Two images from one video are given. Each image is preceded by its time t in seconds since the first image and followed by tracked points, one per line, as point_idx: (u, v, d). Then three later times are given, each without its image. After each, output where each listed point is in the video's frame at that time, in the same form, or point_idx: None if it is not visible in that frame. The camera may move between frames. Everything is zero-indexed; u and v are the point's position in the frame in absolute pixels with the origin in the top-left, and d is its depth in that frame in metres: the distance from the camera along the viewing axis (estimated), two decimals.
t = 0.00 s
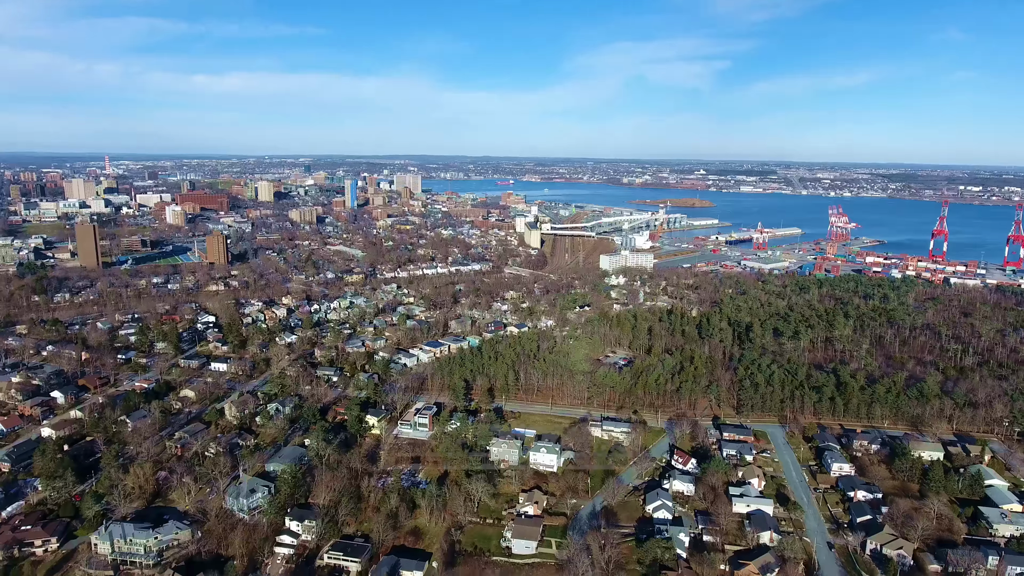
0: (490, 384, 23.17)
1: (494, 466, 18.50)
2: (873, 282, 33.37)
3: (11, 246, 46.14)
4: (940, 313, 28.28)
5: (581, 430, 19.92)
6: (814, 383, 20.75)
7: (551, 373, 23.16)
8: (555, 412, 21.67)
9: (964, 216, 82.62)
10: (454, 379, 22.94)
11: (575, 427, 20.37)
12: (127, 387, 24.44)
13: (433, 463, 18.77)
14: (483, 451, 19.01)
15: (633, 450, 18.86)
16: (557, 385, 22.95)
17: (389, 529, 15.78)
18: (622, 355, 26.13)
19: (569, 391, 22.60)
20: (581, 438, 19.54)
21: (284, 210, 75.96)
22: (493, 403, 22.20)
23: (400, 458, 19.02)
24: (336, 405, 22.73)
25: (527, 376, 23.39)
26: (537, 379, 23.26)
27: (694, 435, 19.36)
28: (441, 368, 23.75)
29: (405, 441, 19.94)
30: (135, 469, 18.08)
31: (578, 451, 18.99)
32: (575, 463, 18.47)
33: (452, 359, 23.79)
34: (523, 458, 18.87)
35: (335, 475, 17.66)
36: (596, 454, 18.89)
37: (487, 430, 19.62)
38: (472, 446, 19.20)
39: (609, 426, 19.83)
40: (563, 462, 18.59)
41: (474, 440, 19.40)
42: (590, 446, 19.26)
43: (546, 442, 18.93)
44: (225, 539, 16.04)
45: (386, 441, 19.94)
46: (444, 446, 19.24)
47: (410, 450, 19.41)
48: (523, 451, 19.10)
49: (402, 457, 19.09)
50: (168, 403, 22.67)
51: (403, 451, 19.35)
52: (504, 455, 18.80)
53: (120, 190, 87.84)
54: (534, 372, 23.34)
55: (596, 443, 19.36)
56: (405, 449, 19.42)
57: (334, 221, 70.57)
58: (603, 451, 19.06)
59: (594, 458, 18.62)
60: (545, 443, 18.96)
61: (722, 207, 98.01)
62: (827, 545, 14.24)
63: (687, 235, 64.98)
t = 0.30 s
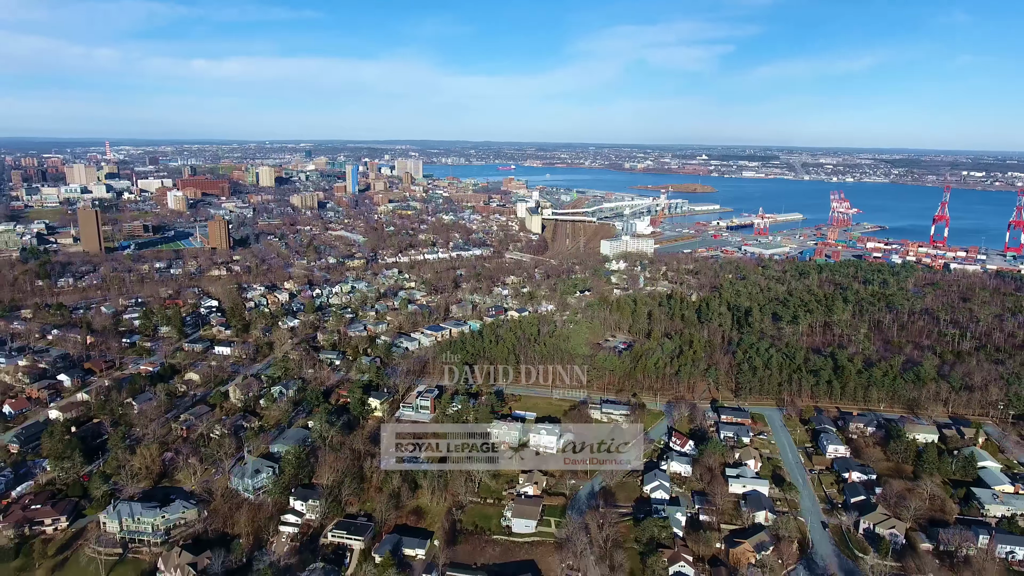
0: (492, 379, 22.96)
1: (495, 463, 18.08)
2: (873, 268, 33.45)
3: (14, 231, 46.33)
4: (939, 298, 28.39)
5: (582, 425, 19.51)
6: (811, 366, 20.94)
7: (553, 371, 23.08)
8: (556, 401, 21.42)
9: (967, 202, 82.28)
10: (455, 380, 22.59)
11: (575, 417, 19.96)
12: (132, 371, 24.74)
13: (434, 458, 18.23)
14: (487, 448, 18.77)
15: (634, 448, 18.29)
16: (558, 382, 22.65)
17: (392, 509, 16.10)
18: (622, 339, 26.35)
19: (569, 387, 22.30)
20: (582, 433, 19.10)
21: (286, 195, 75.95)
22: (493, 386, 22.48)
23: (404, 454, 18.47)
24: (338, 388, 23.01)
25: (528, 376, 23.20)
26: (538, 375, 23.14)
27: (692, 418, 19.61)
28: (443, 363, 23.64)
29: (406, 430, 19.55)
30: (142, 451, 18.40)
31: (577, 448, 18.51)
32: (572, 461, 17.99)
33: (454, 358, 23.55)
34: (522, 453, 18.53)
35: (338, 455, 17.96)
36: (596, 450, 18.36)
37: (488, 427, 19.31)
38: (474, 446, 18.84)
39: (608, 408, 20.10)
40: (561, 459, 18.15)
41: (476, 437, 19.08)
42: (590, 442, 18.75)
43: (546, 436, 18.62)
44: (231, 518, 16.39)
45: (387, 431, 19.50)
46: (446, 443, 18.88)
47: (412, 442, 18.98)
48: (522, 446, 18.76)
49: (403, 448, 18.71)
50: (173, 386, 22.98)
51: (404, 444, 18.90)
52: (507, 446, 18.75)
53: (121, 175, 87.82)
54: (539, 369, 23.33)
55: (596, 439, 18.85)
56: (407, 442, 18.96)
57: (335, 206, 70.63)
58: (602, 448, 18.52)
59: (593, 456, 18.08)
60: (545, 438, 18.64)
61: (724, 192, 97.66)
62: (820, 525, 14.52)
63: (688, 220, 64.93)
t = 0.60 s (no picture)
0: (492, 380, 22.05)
1: (496, 463, 17.60)
2: (872, 253, 33.52)
3: (16, 217, 46.39)
4: (937, 283, 28.49)
5: (584, 425, 18.95)
6: (809, 350, 21.13)
7: (552, 373, 22.50)
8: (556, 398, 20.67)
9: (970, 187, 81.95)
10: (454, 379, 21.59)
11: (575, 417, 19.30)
12: (136, 355, 24.98)
13: (434, 460, 17.60)
14: (487, 448, 18.22)
15: (635, 447, 17.67)
16: (557, 382, 21.88)
17: (394, 489, 16.41)
18: (621, 323, 26.53)
19: (568, 387, 21.45)
20: (582, 433, 18.58)
21: (287, 180, 75.87)
22: (494, 369, 22.72)
23: (404, 456, 17.70)
24: (340, 371, 23.27)
25: (528, 377, 22.31)
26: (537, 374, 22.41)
27: (689, 401, 19.85)
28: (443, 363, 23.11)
29: (406, 430, 18.82)
30: (148, 433, 18.68)
31: (577, 448, 17.96)
32: (572, 461, 17.39)
33: (455, 358, 23.10)
34: (522, 452, 18.00)
35: (341, 437, 18.24)
36: (596, 450, 17.81)
37: (491, 430, 18.92)
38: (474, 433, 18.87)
39: (607, 391, 20.35)
40: (560, 459, 17.56)
41: (477, 437, 18.59)
42: (591, 442, 18.16)
43: (545, 437, 18.56)
44: (236, 498, 16.71)
45: (387, 432, 18.73)
46: (446, 442, 18.23)
47: (412, 442, 18.26)
48: (520, 446, 18.24)
49: (403, 446, 18.09)
50: (177, 369, 23.24)
51: (403, 445, 18.16)
52: (508, 445, 18.32)
53: (122, 161, 87.67)
54: (540, 371, 22.64)
55: (596, 439, 18.26)
56: (407, 442, 18.23)
57: (336, 191, 70.57)
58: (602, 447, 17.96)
59: (593, 456, 17.51)
60: (544, 439, 18.51)
61: (726, 177, 97.41)
62: (814, 504, 14.80)
63: (689, 206, 64.85)
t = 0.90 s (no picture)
0: (491, 380, 20.86)
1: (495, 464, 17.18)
2: (873, 238, 33.54)
3: (18, 202, 46.47)
4: (937, 268, 28.55)
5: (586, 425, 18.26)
6: (807, 335, 21.29)
7: (554, 372, 21.43)
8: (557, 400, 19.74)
9: (974, 173, 81.48)
10: (453, 381, 20.40)
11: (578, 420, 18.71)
12: (141, 338, 25.24)
13: (432, 462, 17.33)
14: (488, 449, 17.66)
15: (636, 448, 17.01)
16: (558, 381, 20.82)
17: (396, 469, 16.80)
18: (622, 307, 26.70)
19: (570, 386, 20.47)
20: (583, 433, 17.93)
21: (288, 165, 75.72)
22: (495, 352, 22.97)
23: (404, 458, 17.32)
24: (343, 355, 23.52)
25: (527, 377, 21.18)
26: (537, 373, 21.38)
27: (688, 384, 20.09)
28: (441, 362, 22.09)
29: (406, 432, 18.13)
30: (153, 414, 18.97)
31: (577, 448, 17.39)
32: (572, 461, 16.90)
33: (455, 358, 22.14)
34: (522, 451, 17.43)
35: (344, 419, 18.53)
36: (597, 450, 17.23)
37: (492, 430, 18.15)
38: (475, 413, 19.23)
39: (607, 374, 20.59)
40: (560, 459, 17.09)
41: (477, 437, 17.97)
42: (592, 442, 17.55)
43: (545, 435, 17.91)
44: (241, 478, 17.01)
45: (386, 432, 18.00)
46: (446, 443, 17.81)
47: (413, 443, 17.74)
48: (519, 446, 17.57)
49: (402, 446, 17.63)
50: (181, 353, 23.51)
51: (403, 446, 17.64)
52: (509, 445, 17.65)
53: (123, 145, 87.44)
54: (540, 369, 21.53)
55: (596, 439, 17.63)
56: (408, 443, 17.68)
57: (337, 176, 70.45)
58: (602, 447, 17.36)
59: (593, 457, 16.91)
60: (543, 437, 17.85)
61: (728, 162, 96.91)
62: (810, 485, 15.06)
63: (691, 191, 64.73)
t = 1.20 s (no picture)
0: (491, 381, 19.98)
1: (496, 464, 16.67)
2: (874, 224, 33.54)
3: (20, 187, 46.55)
4: (937, 254, 28.62)
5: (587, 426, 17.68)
6: (805, 319, 21.43)
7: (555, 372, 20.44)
8: (558, 405, 18.98)
9: (978, 158, 81.00)
10: (453, 382, 19.90)
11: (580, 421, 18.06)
12: (145, 322, 25.48)
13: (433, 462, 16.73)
14: (488, 449, 17.11)
15: (637, 447, 16.42)
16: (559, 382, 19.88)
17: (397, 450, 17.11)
18: (622, 292, 26.85)
19: (569, 387, 19.65)
20: (583, 433, 17.41)
21: (289, 151, 75.57)
22: (495, 337, 23.18)
23: (404, 459, 16.79)
24: (345, 338, 23.74)
25: (528, 377, 20.15)
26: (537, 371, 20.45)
27: (686, 367, 20.30)
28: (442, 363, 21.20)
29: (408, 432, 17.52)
30: (158, 397, 19.26)
31: (577, 448, 16.90)
32: (572, 462, 16.46)
33: (455, 357, 21.26)
34: (522, 452, 16.94)
35: (346, 401, 18.80)
36: (597, 450, 16.66)
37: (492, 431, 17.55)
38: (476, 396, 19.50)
39: (606, 358, 20.80)
40: (560, 460, 16.65)
41: (477, 437, 17.41)
42: (591, 442, 17.01)
43: (545, 436, 17.45)
44: (246, 459, 17.30)
45: (386, 431, 17.52)
46: (446, 442, 17.24)
47: (414, 443, 17.21)
48: (519, 446, 17.13)
49: (402, 446, 17.09)
50: (185, 337, 23.76)
51: (404, 446, 17.10)
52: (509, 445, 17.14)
53: (124, 131, 87.17)
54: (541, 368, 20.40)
55: (597, 438, 17.09)
56: (408, 443, 17.10)
57: (338, 162, 70.36)
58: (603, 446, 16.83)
59: (593, 458, 16.39)
60: (543, 439, 17.39)
61: (731, 148, 96.48)
62: (805, 466, 15.32)
63: (693, 177, 64.56)
